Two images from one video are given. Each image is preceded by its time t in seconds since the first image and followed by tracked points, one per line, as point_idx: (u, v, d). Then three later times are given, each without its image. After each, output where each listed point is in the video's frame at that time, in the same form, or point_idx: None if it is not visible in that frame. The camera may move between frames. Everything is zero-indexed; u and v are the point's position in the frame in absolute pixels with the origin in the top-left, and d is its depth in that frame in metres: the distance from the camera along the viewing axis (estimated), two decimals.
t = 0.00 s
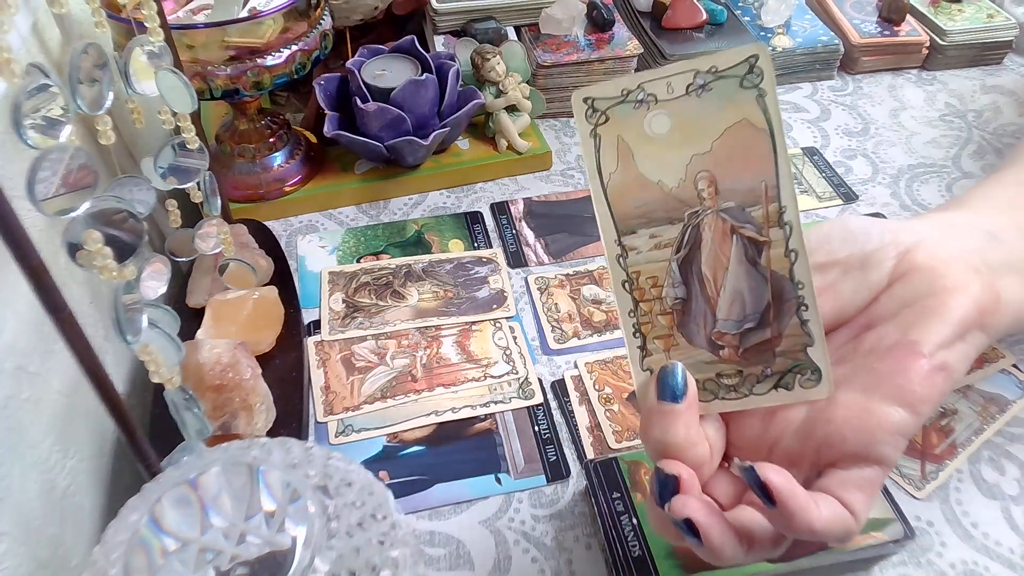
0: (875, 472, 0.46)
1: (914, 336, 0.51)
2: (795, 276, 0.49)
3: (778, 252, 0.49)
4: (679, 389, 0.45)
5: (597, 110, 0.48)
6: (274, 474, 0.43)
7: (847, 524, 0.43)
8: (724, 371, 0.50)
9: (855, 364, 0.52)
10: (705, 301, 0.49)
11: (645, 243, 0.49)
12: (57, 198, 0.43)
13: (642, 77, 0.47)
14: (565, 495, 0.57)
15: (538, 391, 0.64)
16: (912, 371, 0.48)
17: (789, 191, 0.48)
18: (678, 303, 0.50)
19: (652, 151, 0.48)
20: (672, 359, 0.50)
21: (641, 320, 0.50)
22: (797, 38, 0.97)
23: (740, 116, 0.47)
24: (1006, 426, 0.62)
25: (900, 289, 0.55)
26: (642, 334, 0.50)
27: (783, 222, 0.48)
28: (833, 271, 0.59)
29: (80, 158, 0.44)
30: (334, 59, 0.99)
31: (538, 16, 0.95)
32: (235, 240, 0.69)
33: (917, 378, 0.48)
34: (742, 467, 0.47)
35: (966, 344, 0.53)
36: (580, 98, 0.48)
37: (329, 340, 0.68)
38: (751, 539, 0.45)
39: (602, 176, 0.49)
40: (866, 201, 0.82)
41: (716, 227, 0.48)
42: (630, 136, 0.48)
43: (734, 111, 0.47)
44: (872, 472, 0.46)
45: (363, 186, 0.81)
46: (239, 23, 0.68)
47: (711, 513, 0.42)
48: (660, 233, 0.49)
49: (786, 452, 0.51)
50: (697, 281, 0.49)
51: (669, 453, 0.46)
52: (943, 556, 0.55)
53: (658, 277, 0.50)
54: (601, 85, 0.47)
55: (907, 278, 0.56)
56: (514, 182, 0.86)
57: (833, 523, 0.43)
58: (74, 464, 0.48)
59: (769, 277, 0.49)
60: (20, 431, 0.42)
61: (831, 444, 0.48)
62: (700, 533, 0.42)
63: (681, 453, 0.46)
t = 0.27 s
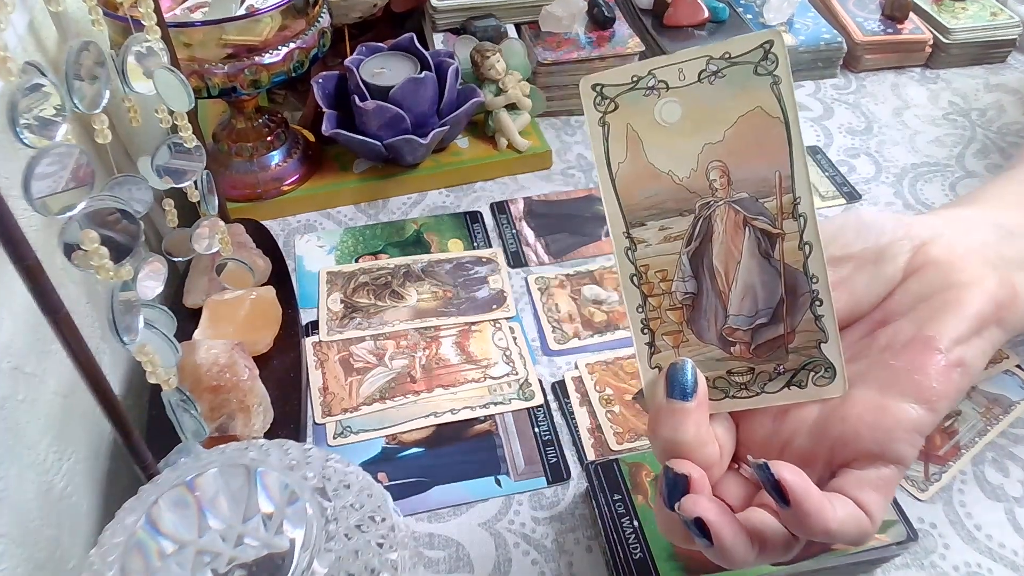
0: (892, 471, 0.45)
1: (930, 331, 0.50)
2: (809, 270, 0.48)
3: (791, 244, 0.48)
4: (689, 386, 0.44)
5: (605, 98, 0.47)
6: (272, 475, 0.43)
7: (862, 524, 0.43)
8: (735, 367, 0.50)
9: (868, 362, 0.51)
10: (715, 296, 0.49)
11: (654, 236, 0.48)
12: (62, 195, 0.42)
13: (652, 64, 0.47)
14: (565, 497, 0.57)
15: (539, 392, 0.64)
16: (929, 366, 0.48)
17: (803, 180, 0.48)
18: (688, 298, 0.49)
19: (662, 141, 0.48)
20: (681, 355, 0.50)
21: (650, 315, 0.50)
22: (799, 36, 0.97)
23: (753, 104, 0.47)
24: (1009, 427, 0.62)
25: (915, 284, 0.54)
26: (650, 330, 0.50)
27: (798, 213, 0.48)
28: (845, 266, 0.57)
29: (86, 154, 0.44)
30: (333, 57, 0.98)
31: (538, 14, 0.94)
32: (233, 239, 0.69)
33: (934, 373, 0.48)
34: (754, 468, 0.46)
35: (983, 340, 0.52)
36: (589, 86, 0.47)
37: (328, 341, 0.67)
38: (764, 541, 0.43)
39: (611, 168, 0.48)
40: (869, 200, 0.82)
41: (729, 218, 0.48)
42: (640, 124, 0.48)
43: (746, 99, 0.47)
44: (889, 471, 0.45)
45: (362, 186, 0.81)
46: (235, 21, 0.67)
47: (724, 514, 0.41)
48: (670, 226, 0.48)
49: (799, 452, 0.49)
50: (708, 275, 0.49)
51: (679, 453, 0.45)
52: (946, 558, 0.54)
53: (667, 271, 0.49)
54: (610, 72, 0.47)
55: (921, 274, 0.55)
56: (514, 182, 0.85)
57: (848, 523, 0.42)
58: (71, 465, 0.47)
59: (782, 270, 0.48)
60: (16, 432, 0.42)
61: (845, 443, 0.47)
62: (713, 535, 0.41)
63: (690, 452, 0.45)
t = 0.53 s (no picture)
0: (895, 463, 0.45)
1: (933, 322, 0.50)
2: (810, 261, 0.49)
3: (793, 235, 0.48)
4: (690, 377, 0.44)
5: (608, 89, 0.48)
6: (274, 473, 0.43)
7: (864, 516, 0.43)
8: (736, 359, 0.50)
9: (869, 354, 0.50)
10: (717, 287, 0.49)
11: (656, 228, 0.49)
12: (63, 197, 0.43)
13: (654, 55, 0.47)
14: (565, 495, 0.57)
15: (538, 391, 0.64)
16: (932, 358, 0.47)
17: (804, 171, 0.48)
18: (690, 290, 0.50)
19: (664, 131, 0.48)
20: (682, 347, 0.50)
21: (652, 306, 0.50)
22: (797, 38, 0.97)
23: (755, 95, 0.47)
24: (1006, 426, 0.62)
25: (917, 277, 0.53)
26: (652, 321, 0.50)
27: (799, 205, 0.48)
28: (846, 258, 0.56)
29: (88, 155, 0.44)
30: (334, 59, 0.99)
31: (538, 16, 0.95)
32: (235, 240, 0.69)
33: (937, 365, 0.47)
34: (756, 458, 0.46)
35: (985, 333, 0.51)
36: (592, 77, 0.48)
37: (329, 340, 0.68)
38: (766, 529, 0.44)
39: (612, 158, 0.49)
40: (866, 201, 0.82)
41: (731, 210, 0.48)
42: (642, 115, 0.49)
43: (748, 91, 0.47)
44: (891, 462, 0.45)
45: (363, 186, 0.81)
46: (239, 22, 0.68)
47: (724, 503, 0.42)
48: (672, 218, 0.49)
49: (800, 444, 0.49)
50: (710, 266, 0.49)
51: (681, 443, 0.45)
52: (943, 556, 0.55)
53: (668, 262, 0.50)
54: (613, 64, 0.48)
55: (923, 268, 0.54)
56: (514, 182, 0.85)
57: (849, 515, 0.42)
58: (74, 464, 0.48)
59: (784, 262, 0.49)
60: (20, 431, 0.42)
61: (847, 435, 0.47)
62: (713, 522, 0.42)
63: (692, 442, 0.45)
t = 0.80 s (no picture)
0: (899, 460, 0.45)
1: (939, 319, 0.50)
2: (815, 258, 0.48)
3: (797, 232, 0.48)
4: (694, 374, 0.44)
5: (611, 86, 0.48)
6: (274, 474, 0.43)
7: (869, 512, 0.43)
8: (741, 357, 0.50)
9: (874, 351, 0.50)
10: (722, 284, 0.49)
11: (660, 224, 0.49)
12: (61, 197, 0.42)
13: (659, 51, 0.47)
14: (565, 496, 0.57)
15: (538, 391, 0.64)
16: (937, 354, 0.48)
17: (809, 167, 0.48)
18: (694, 287, 0.50)
19: (668, 128, 0.48)
20: (687, 344, 0.50)
21: (656, 304, 0.50)
22: (797, 37, 0.97)
23: (760, 91, 0.47)
24: (1007, 426, 0.62)
25: (922, 273, 0.53)
26: (656, 319, 0.50)
27: (804, 201, 0.48)
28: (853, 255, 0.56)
29: (87, 155, 0.44)
30: (334, 58, 0.98)
31: (537, 15, 0.95)
32: (234, 240, 0.69)
33: (941, 361, 0.47)
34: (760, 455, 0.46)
35: (990, 329, 0.51)
36: (595, 73, 0.48)
37: (329, 341, 0.68)
38: (771, 526, 0.43)
39: (616, 155, 0.49)
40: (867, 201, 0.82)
41: (735, 206, 0.48)
42: (646, 112, 0.48)
43: (753, 86, 0.47)
44: (895, 460, 0.45)
45: (363, 186, 0.81)
46: (237, 22, 0.67)
47: (729, 499, 0.41)
48: (677, 214, 0.49)
49: (805, 441, 0.49)
50: (714, 263, 0.49)
51: (685, 441, 0.45)
52: (945, 557, 0.54)
53: (673, 259, 0.50)
54: (616, 59, 0.48)
55: (929, 264, 0.53)
56: (514, 182, 0.85)
57: (854, 511, 0.42)
58: (74, 465, 0.48)
59: (789, 259, 0.49)
60: (19, 431, 0.42)
61: (851, 432, 0.47)
62: (718, 519, 0.41)
63: (697, 441, 0.45)
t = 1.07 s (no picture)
0: (901, 455, 0.45)
1: (940, 314, 0.49)
2: (817, 253, 0.48)
3: (799, 227, 0.48)
4: (695, 369, 0.44)
5: (613, 80, 0.48)
6: (274, 474, 0.43)
7: (870, 507, 0.43)
8: (741, 352, 0.50)
9: (878, 346, 0.50)
10: (723, 279, 0.49)
11: (661, 219, 0.49)
12: (59, 197, 0.42)
13: (661, 46, 0.47)
14: (565, 496, 0.57)
15: (538, 391, 0.64)
16: (939, 349, 0.47)
17: (811, 162, 0.47)
18: (695, 282, 0.50)
19: (669, 123, 0.48)
20: (688, 339, 0.50)
21: (657, 299, 0.50)
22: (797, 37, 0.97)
23: (762, 86, 0.47)
24: (1007, 426, 0.62)
25: (923, 268, 0.53)
26: (657, 314, 0.50)
27: (805, 197, 0.48)
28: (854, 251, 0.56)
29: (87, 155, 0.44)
30: (334, 58, 0.98)
31: (537, 15, 0.95)
32: (234, 240, 0.69)
33: (943, 356, 0.47)
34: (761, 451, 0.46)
35: (992, 326, 0.50)
36: (598, 67, 0.48)
37: (329, 341, 0.68)
38: (771, 521, 0.43)
39: (617, 149, 0.49)
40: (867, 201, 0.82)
41: (736, 201, 0.48)
42: (648, 106, 0.48)
43: (755, 81, 0.47)
44: (896, 455, 0.45)
45: (363, 186, 0.81)
46: (237, 22, 0.68)
47: (730, 493, 0.41)
48: (677, 209, 0.49)
49: (807, 436, 0.49)
50: (715, 259, 0.49)
51: (687, 437, 0.45)
52: (945, 557, 0.55)
53: (673, 254, 0.50)
54: (618, 55, 0.48)
55: (930, 260, 0.53)
56: (514, 182, 0.85)
57: (855, 506, 0.42)
58: (74, 465, 0.48)
59: (790, 254, 0.49)
60: (19, 431, 0.42)
61: (855, 426, 0.47)
62: (719, 514, 0.41)
63: (698, 436, 0.45)
